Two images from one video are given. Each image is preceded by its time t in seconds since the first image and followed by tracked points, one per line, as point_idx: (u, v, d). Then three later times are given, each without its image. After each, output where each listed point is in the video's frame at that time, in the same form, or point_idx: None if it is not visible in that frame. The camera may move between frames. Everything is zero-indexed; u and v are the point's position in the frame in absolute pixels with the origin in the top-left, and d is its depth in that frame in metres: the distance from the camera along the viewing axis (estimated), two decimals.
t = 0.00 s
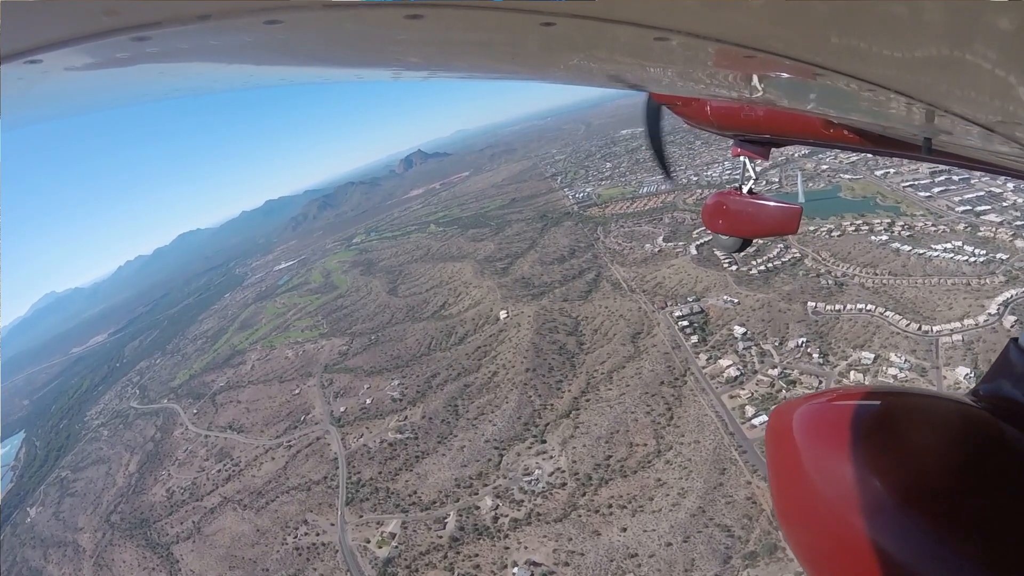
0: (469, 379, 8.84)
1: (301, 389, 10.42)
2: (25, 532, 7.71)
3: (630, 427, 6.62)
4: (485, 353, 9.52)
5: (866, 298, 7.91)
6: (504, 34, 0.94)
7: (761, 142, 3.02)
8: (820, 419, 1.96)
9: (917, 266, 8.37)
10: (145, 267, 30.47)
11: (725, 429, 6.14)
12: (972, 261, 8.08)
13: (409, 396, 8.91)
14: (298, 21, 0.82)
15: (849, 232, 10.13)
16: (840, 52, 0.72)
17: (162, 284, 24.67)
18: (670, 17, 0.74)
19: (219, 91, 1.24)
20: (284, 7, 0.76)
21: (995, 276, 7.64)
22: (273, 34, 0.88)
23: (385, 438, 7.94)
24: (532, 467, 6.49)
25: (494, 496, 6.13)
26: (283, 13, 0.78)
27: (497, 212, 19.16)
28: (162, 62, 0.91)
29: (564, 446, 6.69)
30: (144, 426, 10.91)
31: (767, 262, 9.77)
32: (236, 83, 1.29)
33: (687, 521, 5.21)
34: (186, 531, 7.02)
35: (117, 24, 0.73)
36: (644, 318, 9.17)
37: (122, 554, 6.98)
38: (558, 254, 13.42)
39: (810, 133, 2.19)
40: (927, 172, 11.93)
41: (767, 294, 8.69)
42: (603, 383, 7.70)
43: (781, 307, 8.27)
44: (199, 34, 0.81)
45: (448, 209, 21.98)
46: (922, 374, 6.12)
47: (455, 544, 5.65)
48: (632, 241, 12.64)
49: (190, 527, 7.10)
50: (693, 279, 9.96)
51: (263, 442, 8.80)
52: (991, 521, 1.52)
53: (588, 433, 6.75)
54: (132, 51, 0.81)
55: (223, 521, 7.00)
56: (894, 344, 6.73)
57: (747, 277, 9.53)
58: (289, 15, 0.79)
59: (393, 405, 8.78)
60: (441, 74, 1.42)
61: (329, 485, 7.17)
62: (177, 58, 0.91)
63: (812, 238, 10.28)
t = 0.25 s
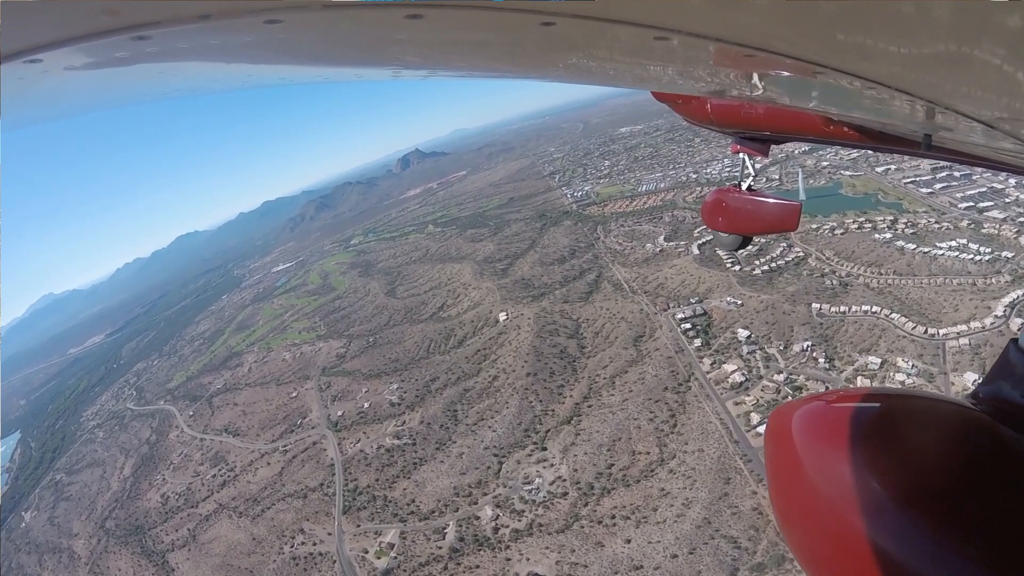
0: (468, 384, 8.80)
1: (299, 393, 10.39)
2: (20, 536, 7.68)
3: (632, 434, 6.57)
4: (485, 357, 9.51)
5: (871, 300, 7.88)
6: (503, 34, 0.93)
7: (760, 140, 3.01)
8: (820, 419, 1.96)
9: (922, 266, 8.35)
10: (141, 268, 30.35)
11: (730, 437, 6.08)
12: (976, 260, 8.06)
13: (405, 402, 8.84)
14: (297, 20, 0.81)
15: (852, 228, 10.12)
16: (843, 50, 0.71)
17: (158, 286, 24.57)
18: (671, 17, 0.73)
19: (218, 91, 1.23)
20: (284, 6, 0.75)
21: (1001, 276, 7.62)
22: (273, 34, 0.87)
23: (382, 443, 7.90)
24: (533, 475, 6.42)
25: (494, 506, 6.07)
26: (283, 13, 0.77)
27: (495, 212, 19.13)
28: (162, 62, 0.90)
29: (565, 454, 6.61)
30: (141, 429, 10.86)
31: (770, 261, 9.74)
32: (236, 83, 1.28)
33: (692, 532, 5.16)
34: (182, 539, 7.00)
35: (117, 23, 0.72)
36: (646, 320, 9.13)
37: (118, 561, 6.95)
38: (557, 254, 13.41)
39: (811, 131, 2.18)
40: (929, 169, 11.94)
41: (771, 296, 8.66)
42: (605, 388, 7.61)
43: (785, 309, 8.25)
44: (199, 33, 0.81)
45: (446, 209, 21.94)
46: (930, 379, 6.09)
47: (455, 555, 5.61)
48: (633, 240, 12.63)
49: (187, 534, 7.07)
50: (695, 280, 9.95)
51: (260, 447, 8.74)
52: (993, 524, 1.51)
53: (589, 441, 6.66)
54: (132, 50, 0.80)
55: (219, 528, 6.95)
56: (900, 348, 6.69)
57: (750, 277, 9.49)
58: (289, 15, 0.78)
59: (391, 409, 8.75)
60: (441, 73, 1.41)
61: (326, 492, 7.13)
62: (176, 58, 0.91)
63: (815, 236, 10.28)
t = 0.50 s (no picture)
0: (467, 389, 8.77)
1: (295, 397, 10.35)
2: (15, 539, 7.72)
3: (635, 441, 6.49)
4: (484, 362, 9.49)
5: (876, 303, 7.80)
6: (502, 34, 0.92)
7: (760, 140, 3.00)
8: (820, 420, 1.97)
9: (926, 268, 8.35)
10: (139, 271, 30.31)
11: (735, 443, 6.00)
12: (981, 262, 8.03)
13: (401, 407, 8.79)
14: (298, 21, 0.80)
15: (855, 231, 10.15)
16: (846, 49, 0.70)
17: (155, 288, 24.53)
18: (671, 15, 0.72)
19: (217, 92, 1.23)
20: (285, 7, 0.75)
21: (1006, 278, 7.60)
22: (274, 34, 0.86)
23: (381, 448, 7.85)
24: (534, 481, 6.37)
25: (494, 513, 6.05)
26: (284, 13, 0.76)
27: (494, 214, 19.15)
28: (162, 63, 0.90)
29: (566, 461, 6.58)
30: (136, 431, 10.80)
31: (773, 264, 9.73)
32: (236, 83, 1.28)
33: (698, 540, 5.15)
34: (177, 544, 6.95)
35: (116, 24, 0.71)
36: (648, 324, 9.10)
37: (112, 566, 6.89)
38: (557, 257, 13.41)
39: (810, 132, 2.18)
40: (931, 170, 11.96)
41: (775, 299, 8.62)
42: (606, 394, 7.53)
43: (790, 313, 8.15)
44: (199, 34, 0.80)
45: (445, 211, 21.96)
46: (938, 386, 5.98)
47: (455, 562, 5.52)
48: (633, 242, 12.63)
49: (182, 540, 7.03)
50: (697, 283, 9.94)
51: (255, 452, 8.68)
52: (996, 522, 1.50)
53: (591, 447, 6.64)
54: (131, 52, 0.80)
55: (214, 533, 6.89)
56: (907, 352, 6.58)
57: (753, 281, 9.46)
58: (289, 15, 0.77)
59: (389, 414, 8.71)
60: (440, 73, 1.40)
61: (322, 497, 7.05)
62: (176, 59, 0.90)
63: (818, 239, 10.28)
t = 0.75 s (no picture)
0: (466, 394, 8.74)
1: (293, 401, 10.32)
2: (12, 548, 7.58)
3: (639, 447, 6.49)
4: (484, 367, 9.49)
5: (881, 306, 7.81)
6: (503, 33, 0.91)
7: (760, 141, 2.99)
8: (820, 419, 1.97)
9: (931, 272, 8.25)
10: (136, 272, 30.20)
11: (740, 450, 5.97)
12: (986, 265, 8.02)
13: (400, 413, 8.76)
14: (298, 20, 0.79)
15: (859, 234, 10.15)
16: (850, 48, 0.69)
17: (152, 289, 24.45)
18: (672, 14, 0.71)
19: (217, 91, 1.21)
20: (287, 7, 0.73)
21: (1012, 281, 7.59)
22: (275, 34, 0.85)
23: (379, 455, 7.82)
24: (536, 489, 6.36)
25: (495, 522, 5.99)
26: (285, 12, 0.75)
27: (492, 215, 19.15)
28: (163, 62, 0.88)
29: (569, 468, 6.55)
30: (133, 437, 10.76)
31: (776, 266, 9.76)
32: (237, 83, 1.26)
33: (704, 551, 5.04)
34: (172, 553, 6.88)
35: (117, 23, 0.70)
36: (650, 327, 9.07)
37: None
38: (556, 259, 13.40)
39: (810, 133, 2.17)
40: (933, 173, 11.98)
41: (779, 303, 8.59)
42: (609, 398, 7.56)
43: (794, 316, 8.16)
44: (200, 32, 0.79)
45: (443, 212, 21.96)
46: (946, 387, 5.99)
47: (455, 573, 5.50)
48: (634, 244, 12.65)
49: (177, 548, 6.96)
50: (700, 286, 9.92)
51: (251, 459, 8.64)
52: (999, 518, 1.49)
53: (594, 454, 6.63)
54: (131, 51, 0.79)
55: (211, 543, 6.87)
56: (914, 356, 6.58)
57: (756, 285, 9.46)
58: (290, 15, 0.76)
59: (388, 420, 8.67)
60: (441, 73, 1.39)
61: (321, 505, 6.98)
62: (177, 58, 0.89)
63: (822, 241, 10.28)
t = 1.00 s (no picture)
0: (465, 400, 8.67)
1: (289, 406, 10.26)
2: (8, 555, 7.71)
3: (642, 454, 6.37)
4: (484, 370, 9.44)
5: (886, 308, 7.77)
6: (504, 35, 0.90)
7: (760, 141, 2.98)
8: (820, 420, 1.96)
9: (935, 273, 8.27)
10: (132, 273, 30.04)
11: (746, 458, 5.87)
12: (991, 266, 8.02)
13: (398, 419, 8.65)
14: (299, 20, 0.78)
15: (862, 235, 10.14)
16: (857, 47, 0.68)
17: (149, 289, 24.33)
18: (674, 13, 0.70)
19: (217, 92, 1.20)
20: (289, 6, 0.72)
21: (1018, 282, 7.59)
22: (275, 33, 0.84)
23: (377, 463, 7.70)
24: (537, 498, 6.21)
25: (496, 532, 5.85)
26: (286, 14, 0.74)
27: (490, 215, 19.13)
28: (163, 62, 0.87)
29: (571, 476, 6.42)
30: (130, 441, 10.71)
31: (779, 268, 9.78)
32: (237, 83, 1.25)
33: (711, 561, 4.92)
34: (167, 562, 6.82)
35: (117, 23, 0.69)
36: (652, 330, 9.02)
37: None
38: (555, 260, 13.38)
39: (810, 133, 2.16)
40: (935, 173, 12.03)
41: (783, 305, 8.56)
42: (612, 404, 7.46)
43: (798, 319, 8.07)
44: (200, 33, 0.78)
45: (441, 211, 21.93)
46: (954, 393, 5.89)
47: None
48: (635, 245, 12.65)
49: (173, 557, 6.90)
50: (702, 287, 9.90)
51: (247, 465, 8.56)
52: (1001, 522, 1.49)
53: (597, 461, 6.47)
54: (132, 50, 0.78)
55: (207, 552, 6.76)
56: (920, 360, 6.53)
57: (760, 287, 9.44)
58: (291, 15, 0.75)
59: (385, 425, 8.57)
60: (441, 73, 1.38)
61: (317, 514, 6.83)
62: (177, 58, 0.88)
63: (825, 242, 10.28)
